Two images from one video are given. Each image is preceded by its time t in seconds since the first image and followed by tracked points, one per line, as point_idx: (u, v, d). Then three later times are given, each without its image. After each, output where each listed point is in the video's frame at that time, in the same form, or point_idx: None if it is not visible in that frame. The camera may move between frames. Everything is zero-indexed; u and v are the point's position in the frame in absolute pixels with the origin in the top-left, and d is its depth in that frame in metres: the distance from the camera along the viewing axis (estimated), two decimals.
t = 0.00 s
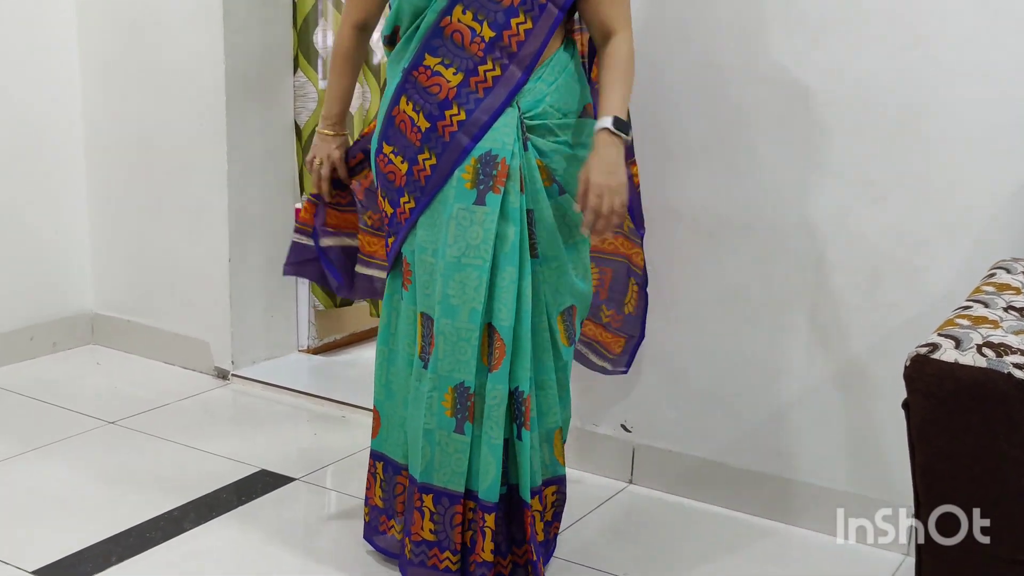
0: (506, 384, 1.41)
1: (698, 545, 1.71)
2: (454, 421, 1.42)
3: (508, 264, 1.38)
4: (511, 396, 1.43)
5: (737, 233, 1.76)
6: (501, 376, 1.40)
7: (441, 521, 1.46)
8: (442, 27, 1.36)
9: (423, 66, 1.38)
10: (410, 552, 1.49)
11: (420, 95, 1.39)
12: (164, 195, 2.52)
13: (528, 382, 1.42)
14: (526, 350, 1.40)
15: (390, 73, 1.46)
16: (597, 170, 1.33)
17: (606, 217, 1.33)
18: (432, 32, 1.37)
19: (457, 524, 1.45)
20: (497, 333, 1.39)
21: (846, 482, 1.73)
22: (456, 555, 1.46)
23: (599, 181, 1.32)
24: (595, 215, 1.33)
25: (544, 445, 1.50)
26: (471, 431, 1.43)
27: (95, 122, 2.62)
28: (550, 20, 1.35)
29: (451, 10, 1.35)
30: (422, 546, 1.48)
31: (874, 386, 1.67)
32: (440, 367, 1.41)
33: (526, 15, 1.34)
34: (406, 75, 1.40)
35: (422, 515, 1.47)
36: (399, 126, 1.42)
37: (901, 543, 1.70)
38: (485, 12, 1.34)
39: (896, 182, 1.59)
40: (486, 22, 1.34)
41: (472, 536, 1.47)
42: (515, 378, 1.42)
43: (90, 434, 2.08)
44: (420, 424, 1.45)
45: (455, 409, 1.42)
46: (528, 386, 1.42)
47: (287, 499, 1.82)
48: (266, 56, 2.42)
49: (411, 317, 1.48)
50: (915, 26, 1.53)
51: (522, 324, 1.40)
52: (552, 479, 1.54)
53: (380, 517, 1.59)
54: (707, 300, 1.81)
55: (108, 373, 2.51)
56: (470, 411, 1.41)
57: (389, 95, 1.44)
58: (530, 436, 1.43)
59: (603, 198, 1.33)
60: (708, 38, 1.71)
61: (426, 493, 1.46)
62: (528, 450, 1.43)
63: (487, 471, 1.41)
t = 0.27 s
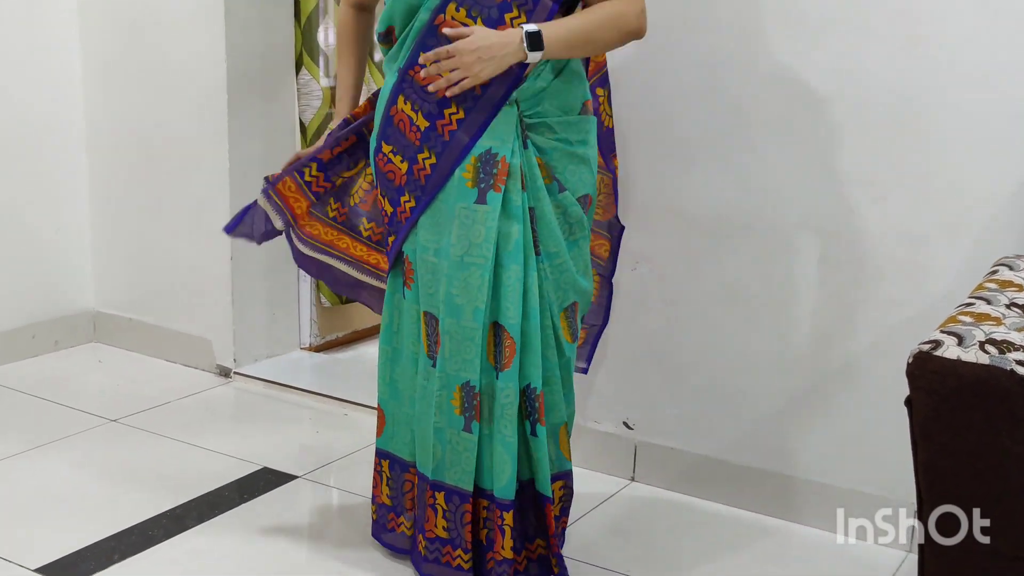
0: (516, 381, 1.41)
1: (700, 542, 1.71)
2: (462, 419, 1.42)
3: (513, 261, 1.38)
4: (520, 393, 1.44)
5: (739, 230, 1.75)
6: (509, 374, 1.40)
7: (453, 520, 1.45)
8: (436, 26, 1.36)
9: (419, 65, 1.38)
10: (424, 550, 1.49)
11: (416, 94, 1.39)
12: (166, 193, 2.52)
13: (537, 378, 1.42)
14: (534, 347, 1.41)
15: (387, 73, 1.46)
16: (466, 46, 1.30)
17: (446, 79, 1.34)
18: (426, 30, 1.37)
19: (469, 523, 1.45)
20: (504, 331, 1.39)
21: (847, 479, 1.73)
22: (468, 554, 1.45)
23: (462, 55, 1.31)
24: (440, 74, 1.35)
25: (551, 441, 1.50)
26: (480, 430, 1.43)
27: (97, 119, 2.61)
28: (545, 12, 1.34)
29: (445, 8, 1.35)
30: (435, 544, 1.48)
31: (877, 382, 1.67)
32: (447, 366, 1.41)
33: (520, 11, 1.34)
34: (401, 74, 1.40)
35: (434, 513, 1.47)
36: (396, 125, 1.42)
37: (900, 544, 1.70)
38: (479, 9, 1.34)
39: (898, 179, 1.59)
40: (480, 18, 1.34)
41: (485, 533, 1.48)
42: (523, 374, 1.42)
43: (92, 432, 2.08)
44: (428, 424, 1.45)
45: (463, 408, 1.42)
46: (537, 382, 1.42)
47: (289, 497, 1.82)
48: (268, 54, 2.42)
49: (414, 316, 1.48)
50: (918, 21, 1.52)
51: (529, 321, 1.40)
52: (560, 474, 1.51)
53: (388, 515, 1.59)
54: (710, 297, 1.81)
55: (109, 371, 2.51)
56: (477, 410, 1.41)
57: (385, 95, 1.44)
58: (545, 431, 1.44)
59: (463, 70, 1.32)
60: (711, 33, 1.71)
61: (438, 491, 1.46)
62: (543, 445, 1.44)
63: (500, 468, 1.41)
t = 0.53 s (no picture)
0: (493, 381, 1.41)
1: (702, 539, 1.71)
2: (441, 417, 1.43)
3: (490, 262, 1.37)
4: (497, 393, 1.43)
5: (741, 227, 1.75)
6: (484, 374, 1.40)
7: (432, 515, 1.46)
8: (424, 25, 1.37)
9: (407, 65, 1.40)
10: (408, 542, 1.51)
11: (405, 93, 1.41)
12: (166, 191, 2.52)
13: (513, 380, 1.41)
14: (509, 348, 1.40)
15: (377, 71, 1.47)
16: (464, 60, 1.35)
17: (439, 91, 1.38)
18: (413, 30, 1.38)
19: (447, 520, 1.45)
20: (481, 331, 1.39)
21: (848, 476, 1.73)
22: (445, 550, 1.46)
23: (461, 67, 1.35)
24: (428, 71, 1.39)
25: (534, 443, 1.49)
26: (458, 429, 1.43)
27: (97, 117, 2.61)
28: (524, 19, 1.38)
29: (431, 7, 1.35)
30: (418, 537, 1.50)
31: (878, 379, 1.66)
32: (425, 363, 1.42)
33: (504, 15, 1.37)
34: (390, 74, 1.42)
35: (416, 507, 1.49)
36: (383, 124, 1.44)
37: (900, 544, 1.70)
38: (465, 11, 1.36)
39: (900, 175, 1.58)
40: (466, 20, 1.36)
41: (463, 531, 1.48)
42: (501, 375, 1.41)
43: (93, 430, 2.08)
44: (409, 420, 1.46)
45: (441, 406, 1.42)
46: (515, 384, 1.41)
47: (290, 495, 1.82)
48: (268, 51, 2.42)
49: (400, 313, 1.49)
50: (920, 17, 1.52)
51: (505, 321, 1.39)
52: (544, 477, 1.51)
53: (382, 506, 1.60)
54: (711, 294, 1.81)
55: (111, 369, 2.51)
56: (454, 408, 1.41)
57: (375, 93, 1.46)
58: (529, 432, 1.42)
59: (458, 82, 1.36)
60: (711, 30, 1.70)
61: (420, 486, 1.48)
62: (524, 447, 1.42)
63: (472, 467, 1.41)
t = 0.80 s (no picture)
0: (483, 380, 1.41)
1: (702, 536, 1.71)
2: (431, 415, 1.43)
3: (483, 260, 1.38)
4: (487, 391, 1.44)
5: (740, 224, 1.75)
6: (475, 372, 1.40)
7: (417, 514, 1.46)
8: (422, 22, 1.37)
9: (406, 61, 1.40)
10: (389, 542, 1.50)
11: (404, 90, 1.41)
12: (166, 188, 2.52)
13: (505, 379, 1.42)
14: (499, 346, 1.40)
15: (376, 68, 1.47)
16: (463, 58, 1.35)
17: (436, 89, 1.38)
18: (411, 28, 1.38)
19: (432, 518, 1.45)
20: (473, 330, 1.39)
21: (849, 473, 1.73)
22: (429, 548, 1.46)
23: (461, 65, 1.35)
24: (427, 68, 1.39)
25: (527, 442, 1.50)
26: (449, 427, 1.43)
27: (97, 114, 2.61)
28: (523, 16, 1.39)
29: (430, 4, 1.36)
30: (399, 537, 1.49)
31: (878, 376, 1.67)
32: (417, 360, 1.42)
33: (502, 12, 1.38)
34: (389, 71, 1.42)
35: (399, 506, 1.48)
36: (382, 120, 1.43)
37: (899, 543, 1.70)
38: (463, 8, 1.36)
39: (900, 173, 1.58)
40: (464, 17, 1.37)
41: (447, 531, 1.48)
42: (492, 374, 1.42)
43: (94, 428, 2.08)
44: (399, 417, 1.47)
45: (432, 403, 1.42)
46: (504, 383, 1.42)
47: (291, 492, 1.83)
48: (268, 49, 2.42)
49: (392, 311, 1.49)
50: (920, 15, 1.52)
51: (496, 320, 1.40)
52: (538, 475, 1.53)
53: (370, 505, 1.60)
54: (711, 292, 1.81)
55: (111, 366, 2.52)
56: (445, 406, 1.41)
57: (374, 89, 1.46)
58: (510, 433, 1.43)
59: (457, 81, 1.36)
60: (711, 27, 1.70)
61: (403, 485, 1.47)
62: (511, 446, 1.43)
63: (460, 465, 1.41)
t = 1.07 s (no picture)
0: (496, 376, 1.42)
1: (701, 534, 1.72)
2: (442, 414, 1.43)
3: (495, 257, 1.38)
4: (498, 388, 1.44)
5: (740, 222, 1.75)
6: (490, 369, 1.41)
7: (428, 515, 1.45)
8: (428, 17, 1.36)
9: (410, 58, 1.39)
10: (396, 548, 1.48)
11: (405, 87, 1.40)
12: (167, 187, 2.52)
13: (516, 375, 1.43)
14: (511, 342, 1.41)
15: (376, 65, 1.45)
16: (472, 57, 1.35)
17: (441, 88, 1.37)
18: (417, 24, 1.37)
19: (445, 518, 1.45)
20: (485, 327, 1.40)
21: (849, 471, 1.73)
22: (443, 550, 1.45)
23: (470, 64, 1.35)
24: (430, 67, 1.38)
25: (537, 437, 1.51)
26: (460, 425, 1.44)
27: (98, 112, 2.61)
28: (526, 14, 1.40)
29: None
30: (409, 541, 1.47)
31: (877, 374, 1.67)
32: (426, 360, 1.42)
33: (508, 9, 1.38)
34: (392, 67, 1.40)
35: (408, 510, 1.46)
36: (383, 119, 1.42)
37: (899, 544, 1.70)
38: (470, 4, 1.36)
39: (900, 171, 1.58)
40: (471, 13, 1.37)
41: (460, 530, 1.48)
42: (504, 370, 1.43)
43: (94, 426, 2.09)
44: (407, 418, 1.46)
45: (443, 403, 1.42)
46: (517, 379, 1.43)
47: (291, 490, 1.83)
48: (268, 47, 2.42)
49: (396, 311, 1.48)
50: (920, 13, 1.52)
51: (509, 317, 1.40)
52: (547, 471, 1.53)
53: (367, 511, 1.59)
54: (711, 290, 1.81)
55: (112, 365, 2.52)
56: (457, 405, 1.42)
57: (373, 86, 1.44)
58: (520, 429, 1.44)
59: (465, 80, 1.36)
60: (711, 25, 1.70)
61: (412, 488, 1.46)
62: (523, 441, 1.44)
63: (478, 463, 1.42)
